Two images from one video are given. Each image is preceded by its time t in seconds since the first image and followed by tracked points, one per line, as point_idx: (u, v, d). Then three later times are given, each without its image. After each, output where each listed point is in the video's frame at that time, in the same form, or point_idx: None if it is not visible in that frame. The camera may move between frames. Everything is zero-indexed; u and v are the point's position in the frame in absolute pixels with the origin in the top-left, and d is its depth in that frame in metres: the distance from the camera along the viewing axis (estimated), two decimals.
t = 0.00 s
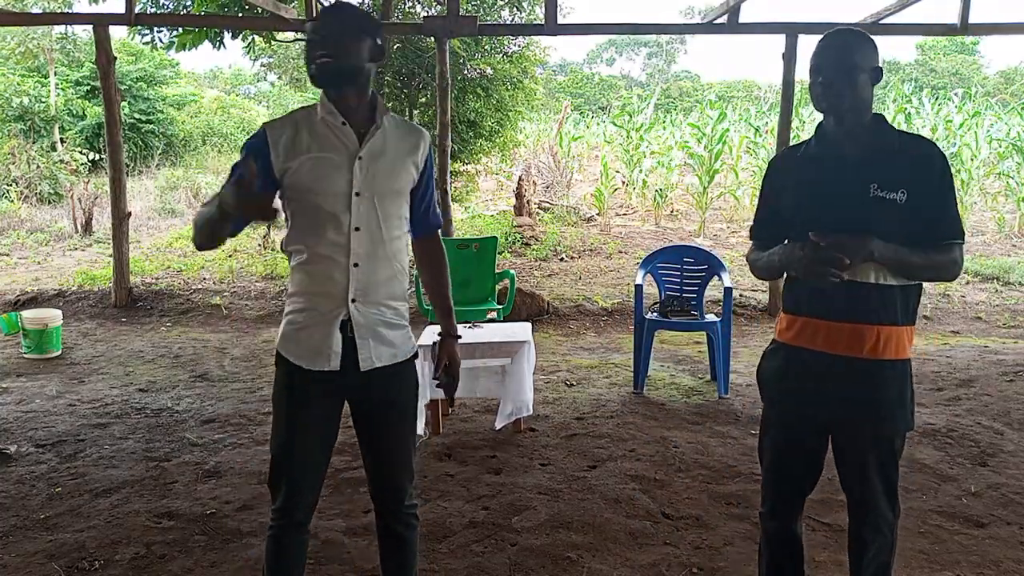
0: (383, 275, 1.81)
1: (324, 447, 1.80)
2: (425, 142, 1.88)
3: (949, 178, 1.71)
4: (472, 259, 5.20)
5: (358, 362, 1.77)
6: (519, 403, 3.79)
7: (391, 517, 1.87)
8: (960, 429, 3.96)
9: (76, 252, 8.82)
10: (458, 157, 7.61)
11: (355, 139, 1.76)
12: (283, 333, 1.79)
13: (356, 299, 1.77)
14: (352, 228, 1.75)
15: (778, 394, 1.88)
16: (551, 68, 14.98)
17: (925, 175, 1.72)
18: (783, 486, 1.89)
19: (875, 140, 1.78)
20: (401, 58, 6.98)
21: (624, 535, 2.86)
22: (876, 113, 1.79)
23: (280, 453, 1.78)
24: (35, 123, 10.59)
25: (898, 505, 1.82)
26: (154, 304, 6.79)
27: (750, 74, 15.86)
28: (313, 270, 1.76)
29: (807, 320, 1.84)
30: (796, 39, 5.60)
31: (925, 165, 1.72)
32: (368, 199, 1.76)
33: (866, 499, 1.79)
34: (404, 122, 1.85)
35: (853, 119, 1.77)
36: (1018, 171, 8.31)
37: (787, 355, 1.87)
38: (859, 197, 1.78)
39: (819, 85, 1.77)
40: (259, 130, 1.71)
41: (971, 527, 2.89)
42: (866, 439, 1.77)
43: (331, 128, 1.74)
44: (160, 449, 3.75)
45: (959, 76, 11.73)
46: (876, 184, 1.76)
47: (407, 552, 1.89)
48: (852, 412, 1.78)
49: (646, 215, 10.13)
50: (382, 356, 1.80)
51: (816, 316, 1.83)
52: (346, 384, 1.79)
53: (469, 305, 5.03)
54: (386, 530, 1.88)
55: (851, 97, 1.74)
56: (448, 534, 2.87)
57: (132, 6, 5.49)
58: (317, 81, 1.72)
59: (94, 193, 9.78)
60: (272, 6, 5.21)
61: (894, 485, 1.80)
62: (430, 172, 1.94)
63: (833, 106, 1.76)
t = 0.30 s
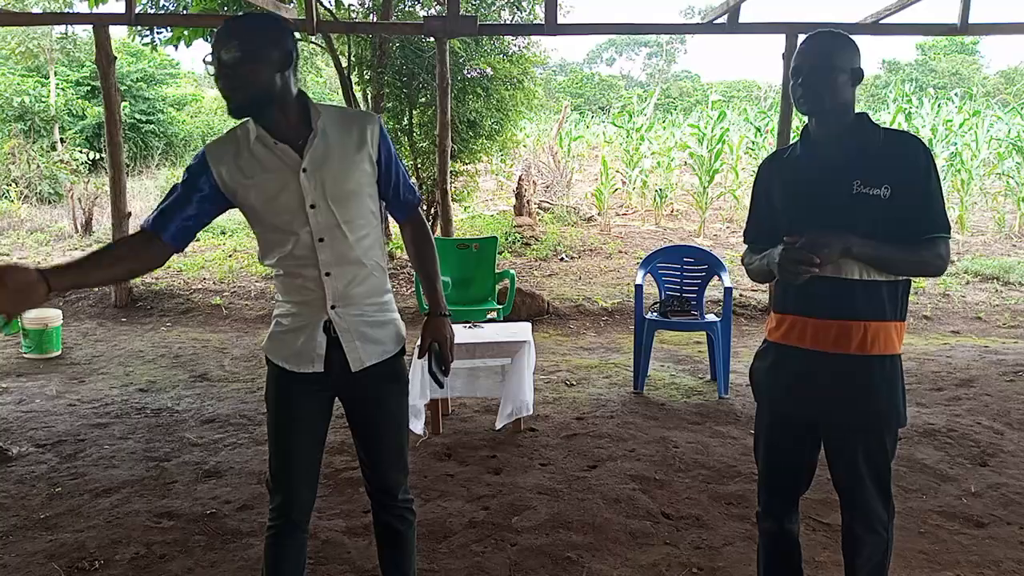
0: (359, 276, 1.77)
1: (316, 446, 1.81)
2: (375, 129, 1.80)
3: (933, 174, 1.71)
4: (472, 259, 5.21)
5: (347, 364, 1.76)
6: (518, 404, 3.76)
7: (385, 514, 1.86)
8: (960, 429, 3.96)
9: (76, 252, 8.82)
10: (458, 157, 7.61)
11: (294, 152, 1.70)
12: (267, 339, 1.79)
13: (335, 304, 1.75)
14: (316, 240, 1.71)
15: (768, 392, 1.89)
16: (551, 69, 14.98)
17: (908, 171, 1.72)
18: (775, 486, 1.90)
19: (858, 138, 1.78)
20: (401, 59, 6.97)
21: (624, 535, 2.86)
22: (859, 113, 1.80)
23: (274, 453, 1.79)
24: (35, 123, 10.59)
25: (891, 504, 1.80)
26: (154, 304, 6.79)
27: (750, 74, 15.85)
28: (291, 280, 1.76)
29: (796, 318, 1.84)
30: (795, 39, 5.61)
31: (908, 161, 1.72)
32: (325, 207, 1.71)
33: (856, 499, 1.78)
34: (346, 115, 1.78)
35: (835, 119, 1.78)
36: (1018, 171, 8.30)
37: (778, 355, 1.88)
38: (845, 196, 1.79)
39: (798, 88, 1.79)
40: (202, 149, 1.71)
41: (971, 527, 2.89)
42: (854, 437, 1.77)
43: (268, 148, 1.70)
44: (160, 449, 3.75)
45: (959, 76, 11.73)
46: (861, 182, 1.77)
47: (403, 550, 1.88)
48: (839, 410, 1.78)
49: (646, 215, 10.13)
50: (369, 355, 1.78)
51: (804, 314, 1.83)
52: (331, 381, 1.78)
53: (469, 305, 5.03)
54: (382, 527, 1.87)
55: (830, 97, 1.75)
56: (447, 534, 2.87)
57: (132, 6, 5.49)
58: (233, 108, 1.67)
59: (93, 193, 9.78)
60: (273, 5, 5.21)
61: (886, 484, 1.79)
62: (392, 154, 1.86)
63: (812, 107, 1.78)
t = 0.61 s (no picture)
0: (335, 275, 1.77)
1: (302, 444, 1.81)
2: (359, 128, 1.81)
3: (920, 169, 1.71)
4: (472, 259, 5.22)
5: (317, 362, 1.75)
6: (519, 403, 3.76)
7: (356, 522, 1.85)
8: (960, 429, 3.96)
9: (76, 252, 8.82)
10: (458, 157, 7.61)
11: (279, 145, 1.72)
12: (248, 335, 1.80)
13: (309, 300, 1.74)
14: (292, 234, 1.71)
15: (763, 392, 1.87)
16: (551, 69, 14.98)
17: (895, 167, 1.72)
18: (774, 486, 1.90)
19: (846, 136, 1.78)
20: (402, 59, 6.97)
21: (624, 535, 2.86)
22: (844, 111, 1.80)
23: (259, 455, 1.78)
24: (35, 123, 10.59)
25: (888, 501, 1.80)
26: (154, 304, 6.79)
27: (750, 74, 15.85)
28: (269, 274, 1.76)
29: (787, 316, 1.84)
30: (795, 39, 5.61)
31: (895, 157, 1.73)
32: (302, 200, 1.71)
33: (855, 499, 1.78)
34: (331, 110, 1.80)
35: (821, 119, 1.78)
36: (1018, 171, 8.30)
37: (773, 354, 1.88)
38: (833, 194, 1.79)
39: (786, 88, 1.79)
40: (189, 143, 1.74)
41: (971, 527, 2.89)
42: (854, 437, 1.77)
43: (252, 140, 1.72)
44: (160, 449, 3.75)
45: (959, 76, 11.73)
46: (849, 179, 1.77)
47: (369, 558, 1.87)
48: (838, 412, 1.77)
49: (646, 215, 10.13)
50: (341, 353, 1.76)
51: (796, 312, 1.83)
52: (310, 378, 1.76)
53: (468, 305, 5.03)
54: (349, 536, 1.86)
55: (817, 96, 1.75)
56: (447, 534, 2.87)
57: (132, 6, 5.49)
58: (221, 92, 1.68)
59: (93, 193, 9.78)
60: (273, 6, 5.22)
61: (883, 480, 1.79)
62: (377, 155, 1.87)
63: (798, 106, 1.77)
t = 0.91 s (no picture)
0: (331, 275, 1.76)
1: (296, 443, 1.82)
2: (384, 141, 1.80)
3: (909, 167, 1.73)
4: (472, 259, 5.22)
5: (305, 362, 1.74)
6: (519, 404, 3.77)
7: (347, 521, 1.85)
8: (960, 429, 3.96)
9: (75, 252, 8.82)
10: (458, 157, 7.61)
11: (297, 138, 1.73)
12: (242, 330, 1.80)
13: (300, 297, 1.73)
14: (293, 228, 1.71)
15: (760, 393, 1.87)
16: (551, 69, 14.97)
17: (885, 166, 1.74)
18: (774, 486, 1.90)
19: (835, 137, 1.79)
20: (402, 60, 6.97)
21: (624, 535, 2.86)
22: (829, 112, 1.82)
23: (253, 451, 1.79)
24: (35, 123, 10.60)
25: (887, 495, 1.81)
26: (154, 304, 6.79)
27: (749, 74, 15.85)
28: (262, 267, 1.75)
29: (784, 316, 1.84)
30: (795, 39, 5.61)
31: (884, 156, 1.74)
32: (307, 198, 1.71)
33: (854, 496, 1.78)
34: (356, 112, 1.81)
35: (809, 120, 1.79)
36: (1018, 171, 8.30)
37: (769, 355, 1.87)
38: (824, 194, 1.79)
39: (774, 90, 1.79)
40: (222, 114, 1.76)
41: (971, 527, 2.89)
42: (853, 435, 1.77)
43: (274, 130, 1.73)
44: (160, 449, 3.75)
45: (959, 76, 11.73)
46: (840, 179, 1.78)
47: (363, 557, 1.87)
48: (836, 410, 1.77)
49: (646, 215, 10.13)
50: (329, 356, 1.76)
51: (792, 310, 1.83)
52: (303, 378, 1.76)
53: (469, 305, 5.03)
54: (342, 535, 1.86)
55: (806, 96, 1.76)
56: (447, 534, 2.87)
57: (132, 6, 5.49)
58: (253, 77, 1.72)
59: (93, 193, 9.78)
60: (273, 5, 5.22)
61: (882, 475, 1.79)
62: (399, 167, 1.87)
63: (788, 108, 1.77)
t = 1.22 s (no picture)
0: (329, 279, 1.76)
1: (296, 442, 1.83)
2: (391, 146, 1.77)
3: (894, 169, 1.75)
4: (472, 259, 5.22)
5: (305, 365, 1.76)
6: (519, 404, 3.77)
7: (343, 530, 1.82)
8: (960, 429, 3.96)
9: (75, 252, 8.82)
10: (458, 157, 7.61)
11: (302, 144, 1.74)
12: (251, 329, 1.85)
13: (301, 301, 1.75)
14: (294, 234, 1.73)
15: (752, 394, 1.86)
16: (551, 69, 14.97)
17: (872, 168, 1.75)
18: (769, 486, 1.90)
19: (822, 138, 1.80)
20: (402, 60, 6.97)
21: (624, 535, 2.86)
22: (816, 113, 1.82)
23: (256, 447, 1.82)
24: (35, 123, 10.60)
25: (880, 493, 1.82)
26: (154, 304, 6.79)
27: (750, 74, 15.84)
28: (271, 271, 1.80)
29: (772, 316, 1.83)
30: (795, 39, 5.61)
31: (871, 158, 1.75)
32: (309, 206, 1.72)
33: (844, 497, 1.79)
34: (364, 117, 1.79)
35: (799, 120, 1.79)
36: (1018, 171, 8.30)
37: (760, 355, 1.86)
38: (811, 194, 1.80)
39: (766, 89, 1.78)
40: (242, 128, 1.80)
41: (971, 527, 2.89)
42: (845, 434, 1.78)
43: (283, 138, 1.75)
44: (160, 449, 3.75)
45: (959, 76, 11.73)
46: (827, 180, 1.79)
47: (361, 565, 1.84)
48: (827, 409, 1.78)
49: (646, 215, 10.13)
50: (328, 360, 1.76)
51: (778, 310, 1.82)
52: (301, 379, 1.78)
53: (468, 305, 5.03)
54: (338, 544, 1.84)
55: (797, 97, 1.76)
56: (448, 534, 2.87)
57: (132, 6, 5.49)
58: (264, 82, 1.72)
59: (94, 193, 9.79)
60: (273, 5, 5.22)
61: (874, 473, 1.80)
62: (410, 172, 1.82)
63: (780, 109, 1.77)
